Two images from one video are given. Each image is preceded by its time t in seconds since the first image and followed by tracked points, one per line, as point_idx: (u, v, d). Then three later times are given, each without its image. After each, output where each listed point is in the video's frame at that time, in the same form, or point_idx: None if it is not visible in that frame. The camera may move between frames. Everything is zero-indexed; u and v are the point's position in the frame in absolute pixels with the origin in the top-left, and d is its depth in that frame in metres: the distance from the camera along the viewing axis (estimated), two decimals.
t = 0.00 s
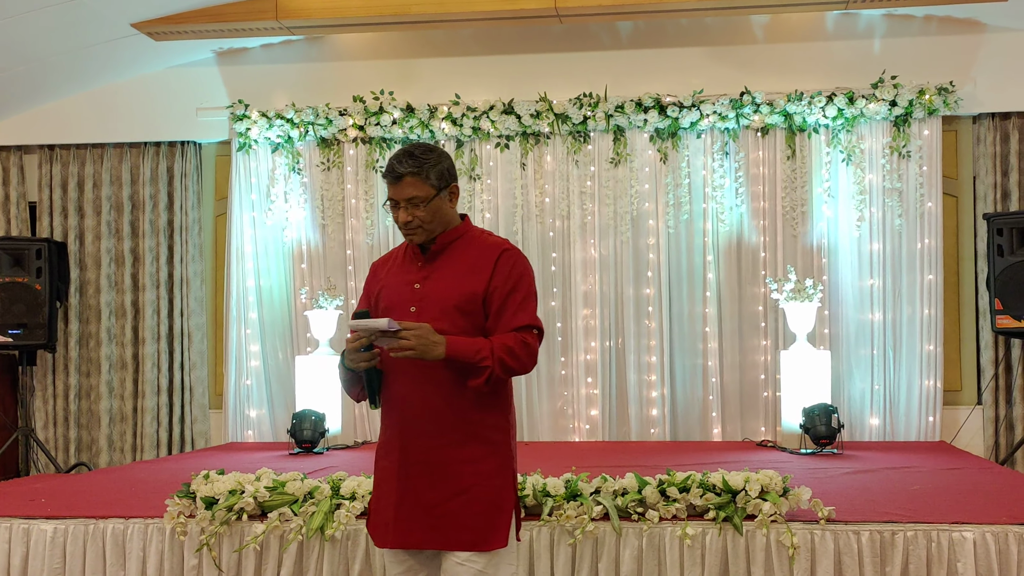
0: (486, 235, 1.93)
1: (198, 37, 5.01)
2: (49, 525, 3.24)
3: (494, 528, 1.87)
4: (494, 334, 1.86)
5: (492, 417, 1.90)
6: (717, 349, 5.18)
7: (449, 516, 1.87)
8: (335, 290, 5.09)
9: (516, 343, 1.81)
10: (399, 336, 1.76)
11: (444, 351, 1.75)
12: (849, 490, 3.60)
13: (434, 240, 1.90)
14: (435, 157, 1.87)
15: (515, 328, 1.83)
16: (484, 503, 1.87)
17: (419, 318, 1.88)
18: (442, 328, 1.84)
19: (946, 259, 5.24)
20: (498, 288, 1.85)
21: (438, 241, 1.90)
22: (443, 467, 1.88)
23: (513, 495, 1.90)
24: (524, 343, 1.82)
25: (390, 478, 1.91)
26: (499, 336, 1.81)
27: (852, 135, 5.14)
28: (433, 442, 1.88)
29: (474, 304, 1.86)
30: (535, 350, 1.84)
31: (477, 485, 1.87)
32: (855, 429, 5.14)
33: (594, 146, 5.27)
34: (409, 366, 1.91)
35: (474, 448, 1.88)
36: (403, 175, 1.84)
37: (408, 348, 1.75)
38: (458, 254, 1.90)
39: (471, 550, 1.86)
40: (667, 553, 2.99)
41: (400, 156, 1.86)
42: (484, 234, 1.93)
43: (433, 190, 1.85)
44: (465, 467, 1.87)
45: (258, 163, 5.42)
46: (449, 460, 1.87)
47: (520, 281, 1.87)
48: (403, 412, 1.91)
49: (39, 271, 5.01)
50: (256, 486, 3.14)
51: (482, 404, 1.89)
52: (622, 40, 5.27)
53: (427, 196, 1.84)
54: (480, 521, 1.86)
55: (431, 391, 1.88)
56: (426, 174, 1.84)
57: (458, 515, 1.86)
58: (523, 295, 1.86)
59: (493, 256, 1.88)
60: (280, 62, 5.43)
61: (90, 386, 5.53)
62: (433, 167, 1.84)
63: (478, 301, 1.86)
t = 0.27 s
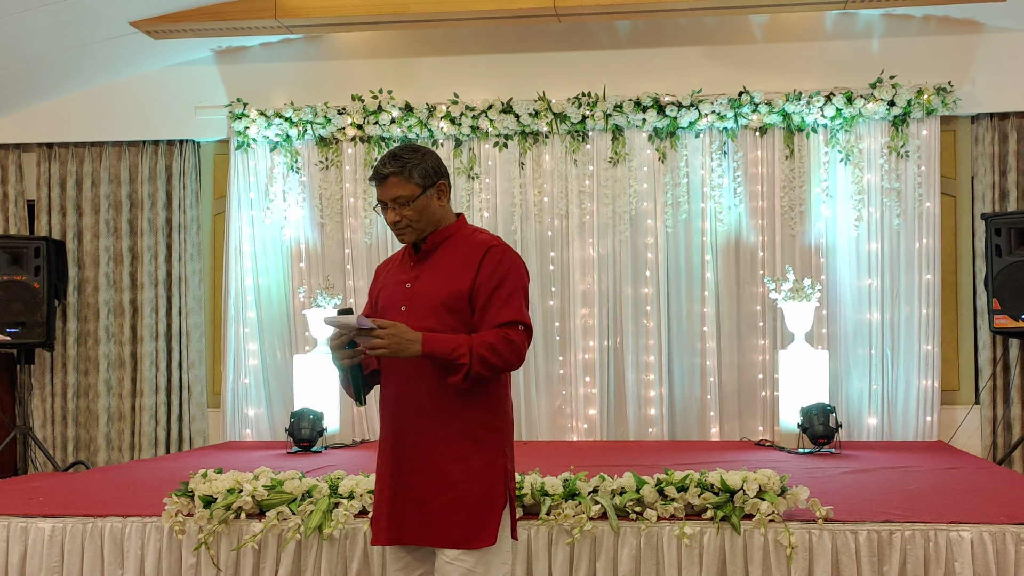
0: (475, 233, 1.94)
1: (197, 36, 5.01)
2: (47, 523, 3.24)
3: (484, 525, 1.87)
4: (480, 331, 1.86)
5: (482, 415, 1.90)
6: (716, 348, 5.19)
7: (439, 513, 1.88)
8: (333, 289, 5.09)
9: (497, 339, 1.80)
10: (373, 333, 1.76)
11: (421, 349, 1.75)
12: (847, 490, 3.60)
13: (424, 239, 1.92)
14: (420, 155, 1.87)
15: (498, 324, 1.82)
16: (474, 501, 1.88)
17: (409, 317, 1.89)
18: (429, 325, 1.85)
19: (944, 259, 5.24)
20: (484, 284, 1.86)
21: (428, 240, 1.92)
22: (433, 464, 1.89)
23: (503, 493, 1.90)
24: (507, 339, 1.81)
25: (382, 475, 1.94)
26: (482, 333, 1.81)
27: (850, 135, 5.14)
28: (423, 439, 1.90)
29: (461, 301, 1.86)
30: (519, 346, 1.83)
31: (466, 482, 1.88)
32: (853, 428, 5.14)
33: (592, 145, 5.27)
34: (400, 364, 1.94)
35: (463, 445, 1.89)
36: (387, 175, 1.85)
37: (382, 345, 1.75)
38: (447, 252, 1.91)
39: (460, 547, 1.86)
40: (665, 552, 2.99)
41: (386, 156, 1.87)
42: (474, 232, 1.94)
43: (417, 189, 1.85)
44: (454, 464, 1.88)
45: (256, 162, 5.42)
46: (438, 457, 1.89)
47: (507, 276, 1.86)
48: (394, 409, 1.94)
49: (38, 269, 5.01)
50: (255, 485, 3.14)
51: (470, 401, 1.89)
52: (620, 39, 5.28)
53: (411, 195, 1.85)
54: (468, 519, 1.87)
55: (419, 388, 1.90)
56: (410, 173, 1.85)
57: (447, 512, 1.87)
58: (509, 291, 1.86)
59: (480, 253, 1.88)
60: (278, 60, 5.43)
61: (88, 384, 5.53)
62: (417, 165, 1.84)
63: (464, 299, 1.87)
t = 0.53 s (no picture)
0: (466, 222, 1.93)
1: (194, 23, 4.99)
2: (37, 508, 3.23)
3: (471, 517, 1.86)
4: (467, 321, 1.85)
5: (470, 406, 1.89)
6: (708, 342, 5.19)
7: (426, 503, 1.87)
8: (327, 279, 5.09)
9: (480, 331, 1.78)
10: (353, 326, 1.77)
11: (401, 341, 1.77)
12: (837, 484, 3.61)
13: (416, 230, 1.92)
14: (409, 143, 1.87)
15: (483, 315, 1.80)
16: (461, 492, 1.86)
17: (399, 308, 1.90)
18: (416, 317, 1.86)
19: (937, 256, 5.25)
20: (471, 274, 1.84)
21: (419, 231, 1.93)
22: (421, 455, 1.88)
23: (492, 485, 1.89)
24: (490, 330, 1.79)
25: (371, 465, 1.94)
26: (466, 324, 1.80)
27: (845, 130, 5.15)
28: (411, 429, 1.89)
29: (448, 292, 1.85)
30: (504, 338, 1.80)
31: (453, 474, 1.87)
32: (844, 423, 5.16)
33: (588, 137, 5.27)
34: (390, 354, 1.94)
35: (451, 435, 1.88)
36: (377, 165, 1.85)
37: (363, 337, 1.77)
38: (437, 243, 1.91)
39: (447, 538, 1.85)
40: (655, 544, 3.00)
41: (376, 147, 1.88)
42: (466, 221, 1.93)
43: (407, 177, 1.86)
44: (441, 455, 1.87)
45: (252, 150, 5.41)
46: (426, 447, 1.88)
47: (494, 266, 1.84)
48: (382, 400, 1.93)
49: (31, 254, 5.00)
50: (246, 472, 3.14)
51: (457, 392, 1.88)
52: (618, 32, 5.27)
53: (401, 183, 1.85)
54: (455, 510, 1.86)
55: (407, 378, 1.90)
56: (400, 162, 1.85)
57: (435, 503, 1.87)
58: (495, 281, 1.83)
59: (468, 243, 1.87)
60: (274, 48, 5.42)
61: (80, 370, 5.52)
62: (406, 154, 1.84)
63: (452, 290, 1.86)
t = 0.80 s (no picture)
0: (468, 220, 1.92)
1: (193, 21, 4.99)
2: (37, 506, 3.24)
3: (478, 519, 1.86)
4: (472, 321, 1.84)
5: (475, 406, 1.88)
6: (707, 341, 5.19)
7: (433, 505, 1.87)
8: (326, 277, 5.09)
9: (486, 331, 1.77)
10: (360, 326, 1.76)
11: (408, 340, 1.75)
12: (835, 484, 3.62)
13: (417, 228, 1.92)
14: (412, 141, 1.87)
15: (488, 315, 1.80)
16: (468, 493, 1.86)
17: (401, 308, 1.90)
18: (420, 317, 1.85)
19: (937, 255, 5.26)
20: (475, 274, 1.84)
21: (420, 229, 1.92)
22: (426, 456, 1.88)
23: (498, 486, 1.89)
24: (496, 331, 1.78)
25: (375, 466, 1.92)
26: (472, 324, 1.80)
27: (845, 130, 5.15)
28: (416, 430, 1.88)
29: (452, 291, 1.85)
30: (510, 338, 1.80)
31: (460, 475, 1.87)
32: (843, 422, 5.16)
33: (587, 136, 5.27)
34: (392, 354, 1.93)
35: (456, 436, 1.87)
36: (380, 162, 1.85)
37: (370, 338, 1.76)
38: (439, 242, 1.90)
39: (454, 540, 1.85)
40: (654, 544, 3.01)
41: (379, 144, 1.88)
42: (467, 220, 1.92)
43: (410, 175, 1.86)
44: (447, 457, 1.87)
45: (251, 148, 5.41)
46: (432, 449, 1.87)
47: (498, 266, 1.84)
48: (386, 400, 1.92)
49: (30, 252, 5.00)
50: (245, 471, 3.14)
51: (463, 393, 1.87)
52: (618, 31, 5.27)
53: (405, 181, 1.85)
54: (463, 511, 1.85)
55: (411, 379, 1.89)
56: (403, 159, 1.85)
57: (441, 505, 1.86)
58: (500, 280, 1.83)
59: (472, 241, 1.87)
60: (274, 47, 5.42)
61: (80, 368, 5.53)
62: (410, 152, 1.85)
63: (455, 289, 1.85)
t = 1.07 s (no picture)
0: (476, 220, 1.92)
1: (194, 24, 5.00)
2: (40, 510, 3.24)
3: (487, 524, 1.86)
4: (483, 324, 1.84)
5: (485, 410, 1.88)
6: (710, 343, 5.19)
7: (442, 510, 1.86)
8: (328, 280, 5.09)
9: (501, 335, 1.77)
10: (378, 330, 1.73)
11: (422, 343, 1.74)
12: (839, 485, 3.61)
13: (423, 227, 1.90)
14: (423, 137, 1.86)
15: (501, 318, 1.80)
16: (477, 498, 1.86)
17: (407, 309, 1.88)
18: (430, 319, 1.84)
19: (939, 256, 5.25)
20: (487, 277, 1.84)
21: (427, 228, 1.91)
22: (435, 461, 1.87)
23: (506, 490, 1.89)
24: (511, 334, 1.78)
25: (382, 472, 1.91)
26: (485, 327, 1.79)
27: (846, 131, 5.15)
28: (426, 435, 1.87)
29: (462, 293, 1.84)
30: (523, 341, 1.80)
31: (469, 480, 1.87)
32: (846, 423, 5.16)
33: (589, 138, 5.27)
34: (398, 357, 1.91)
35: (467, 441, 1.87)
36: (391, 158, 1.82)
37: (387, 341, 1.74)
38: (447, 242, 1.89)
39: (463, 545, 1.85)
40: (657, 545, 3.01)
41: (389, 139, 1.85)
42: (474, 220, 1.92)
43: (422, 172, 1.84)
44: (457, 461, 1.86)
45: (252, 152, 5.41)
46: (441, 454, 1.87)
47: (510, 268, 1.85)
48: (394, 406, 1.90)
49: (32, 257, 5.01)
50: (248, 474, 3.13)
51: (473, 398, 1.87)
52: (618, 33, 5.27)
53: (417, 177, 1.83)
54: (472, 517, 1.85)
55: (420, 383, 1.87)
56: (415, 155, 1.83)
57: (451, 510, 1.86)
58: (512, 283, 1.84)
59: (483, 243, 1.87)
60: (275, 50, 5.43)
61: (82, 372, 5.53)
62: (422, 148, 1.83)
63: (466, 291, 1.85)
